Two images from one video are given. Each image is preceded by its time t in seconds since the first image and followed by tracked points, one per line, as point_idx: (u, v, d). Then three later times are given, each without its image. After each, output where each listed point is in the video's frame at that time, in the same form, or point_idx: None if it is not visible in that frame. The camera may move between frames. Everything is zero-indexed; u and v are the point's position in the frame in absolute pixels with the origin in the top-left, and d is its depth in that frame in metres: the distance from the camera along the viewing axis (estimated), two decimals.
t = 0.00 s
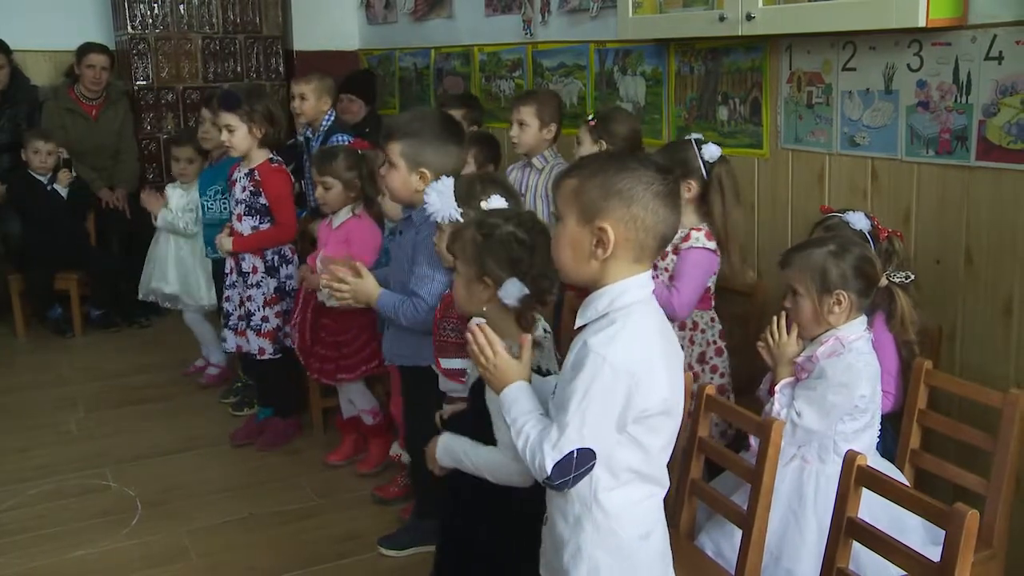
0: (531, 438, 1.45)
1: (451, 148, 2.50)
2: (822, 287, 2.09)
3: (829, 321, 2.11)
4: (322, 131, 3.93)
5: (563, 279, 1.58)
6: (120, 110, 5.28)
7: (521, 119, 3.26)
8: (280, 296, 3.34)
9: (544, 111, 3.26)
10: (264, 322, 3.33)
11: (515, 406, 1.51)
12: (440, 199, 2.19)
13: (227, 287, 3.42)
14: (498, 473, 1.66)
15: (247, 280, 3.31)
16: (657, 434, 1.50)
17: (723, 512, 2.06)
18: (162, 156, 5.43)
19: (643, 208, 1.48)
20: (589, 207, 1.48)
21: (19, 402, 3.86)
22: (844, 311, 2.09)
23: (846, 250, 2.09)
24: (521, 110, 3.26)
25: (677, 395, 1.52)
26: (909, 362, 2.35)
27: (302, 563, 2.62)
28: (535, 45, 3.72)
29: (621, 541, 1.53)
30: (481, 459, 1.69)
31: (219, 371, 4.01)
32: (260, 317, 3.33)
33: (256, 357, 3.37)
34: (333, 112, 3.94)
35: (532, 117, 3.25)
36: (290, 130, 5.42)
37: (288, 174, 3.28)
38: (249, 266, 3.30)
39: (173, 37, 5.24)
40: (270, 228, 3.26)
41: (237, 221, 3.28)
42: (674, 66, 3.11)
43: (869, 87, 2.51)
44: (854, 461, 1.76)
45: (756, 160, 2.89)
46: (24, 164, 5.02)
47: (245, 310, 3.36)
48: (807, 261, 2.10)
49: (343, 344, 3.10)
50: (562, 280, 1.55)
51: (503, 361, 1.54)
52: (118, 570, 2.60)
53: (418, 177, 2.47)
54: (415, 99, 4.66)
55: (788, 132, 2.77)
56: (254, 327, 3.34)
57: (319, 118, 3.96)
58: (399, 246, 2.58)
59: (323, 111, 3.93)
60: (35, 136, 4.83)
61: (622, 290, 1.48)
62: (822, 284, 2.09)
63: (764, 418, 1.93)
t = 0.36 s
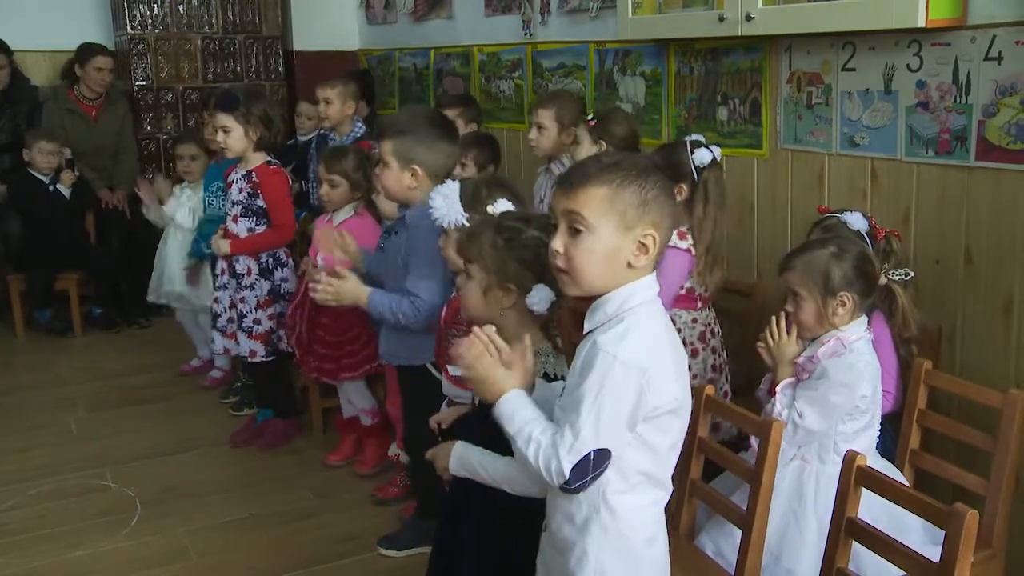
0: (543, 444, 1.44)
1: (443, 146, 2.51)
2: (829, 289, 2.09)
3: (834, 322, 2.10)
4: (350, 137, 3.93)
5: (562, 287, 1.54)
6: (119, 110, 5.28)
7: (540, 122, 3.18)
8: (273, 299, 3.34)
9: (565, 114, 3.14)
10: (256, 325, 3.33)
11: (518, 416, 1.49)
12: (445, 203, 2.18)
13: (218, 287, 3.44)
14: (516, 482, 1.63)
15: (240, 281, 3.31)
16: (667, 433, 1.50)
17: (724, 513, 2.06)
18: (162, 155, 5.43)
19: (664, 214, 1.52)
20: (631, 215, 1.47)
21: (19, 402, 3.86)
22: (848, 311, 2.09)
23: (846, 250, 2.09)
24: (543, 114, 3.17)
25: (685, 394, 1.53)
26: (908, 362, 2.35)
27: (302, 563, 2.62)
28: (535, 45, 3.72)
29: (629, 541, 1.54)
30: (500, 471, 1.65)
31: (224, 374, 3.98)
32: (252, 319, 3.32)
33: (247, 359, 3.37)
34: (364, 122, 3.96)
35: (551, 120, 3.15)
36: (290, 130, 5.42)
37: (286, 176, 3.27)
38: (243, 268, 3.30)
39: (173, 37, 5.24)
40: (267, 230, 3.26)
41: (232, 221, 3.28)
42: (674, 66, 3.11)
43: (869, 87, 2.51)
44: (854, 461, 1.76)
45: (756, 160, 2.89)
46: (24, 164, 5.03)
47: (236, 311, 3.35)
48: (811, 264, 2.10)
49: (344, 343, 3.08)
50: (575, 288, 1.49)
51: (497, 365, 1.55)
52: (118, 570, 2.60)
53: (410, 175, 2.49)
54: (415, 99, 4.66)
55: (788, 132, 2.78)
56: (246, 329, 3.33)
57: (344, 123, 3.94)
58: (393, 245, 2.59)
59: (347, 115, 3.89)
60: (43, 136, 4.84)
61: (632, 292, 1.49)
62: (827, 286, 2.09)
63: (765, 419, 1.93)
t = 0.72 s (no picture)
0: (542, 441, 1.44)
1: (431, 138, 2.51)
2: (831, 290, 2.08)
3: (840, 322, 2.10)
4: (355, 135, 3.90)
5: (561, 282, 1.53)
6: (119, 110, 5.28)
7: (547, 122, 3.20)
8: (261, 298, 3.34)
9: (570, 112, 3.19)
10: (243, 324, 3.33)
11: (519, 411, 1.50)
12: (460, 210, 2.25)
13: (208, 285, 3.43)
14: (506, 478, 1.66)
15: (229, 281, 3.31)
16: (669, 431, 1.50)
17: (725, 514, 2.06)
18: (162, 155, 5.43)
19: (666, 212, 1.51)
20: (635, 212, 1.47)
21: (19, 402, 3.86)
22: (854, 311, 2.09)
23: (844, 252, 2.10)
24: (550, 113, 3.19)
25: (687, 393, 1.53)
26: (908, 362, 2.35)
27: (302, 563, 2.62)
28: (535, 45, 3.72)
29: (630, 540, 1.54)
30: (488, 465, 1.69)
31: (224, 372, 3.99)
32: (240, 318, 3.33)
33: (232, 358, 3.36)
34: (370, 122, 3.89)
35: (557, 118, 3.19)
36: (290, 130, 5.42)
37: (279, 176, 3.27)
38: (233, 267, 3.30)
39: (173, 37, 5.24)
40: (259, 229, 3.27)
41: (224, 220, 3.27)
42: (674, 66, 3.11)
43: (868, 87, 2.51)
44: (853, 461, 1.76)
45: (756, 160, 2.89)
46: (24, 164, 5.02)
47: (225, 310, 3.35)
48: (812, 267, 2.09)
49: (359, 348, 3.05)
50: (578, 286, 1.49)
51: (496, 364, 1.53)
52: (117, 570, 2.60)
53: (400, 166, 2.49)
54: (415, 99, 4.66)
55: (788, 132, 2.78)
56: (234, 328, 3.33)
57: (351, 122, 3.93)
58: (383, 238, 2.61)
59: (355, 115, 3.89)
60: (42, 138, 4.83)
61: (634, 290, 1.49)
62: (829, 289, 2.08)
63: (766, 419, 1.94)
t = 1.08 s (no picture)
0: (535, 438, 1.43)
1: (436, 143, 2.50)
2: (824, 296, 2.09)
3: (835, 326, 2.11)
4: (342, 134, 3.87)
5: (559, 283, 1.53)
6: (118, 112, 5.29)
7: (526, 124, 3.28)
8: (255, 301, 3.33)
9: (551, 117, 3.25)
10: (236, 327, 3.29)
11: (515, 409, 1.48)
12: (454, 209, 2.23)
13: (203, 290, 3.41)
14: (494, 455, 1.65)
15: (223, 283, 3.29)
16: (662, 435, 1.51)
17: (724, 515, 2.06)
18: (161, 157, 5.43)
19: (665, 215, 1.51)
20: (630, 212, 1.47)
21: (17, 404, 3.86)
22: (848, 314, 2.10)
23: (832, 255, 2.09)
24: (527, 114, 3.27)
25: (682, 398, 1.54)
26: (907, 364, 2.35)
27: (301, 564, 2.62)
28: (534, 47, 3.72)
29: (621, 542, 1.54)
30: (481, 446, 1.67)
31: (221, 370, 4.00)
32: (234, 321, 3.29)
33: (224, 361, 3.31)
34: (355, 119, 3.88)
35: (537, 122, 3.25)
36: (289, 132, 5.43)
37: (274, 178, 3.28)
38: (227, 269, 3.28)
39: (173, 39, 5.24)
40: (255, 231, 3.27)
41: (219, 223, 3.27)
42: (673, 67, 3.12)
43: (867, 89, 2.51)
44: (852, 463, 1.76)
45: (755, 161, 2.89)
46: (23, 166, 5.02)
47: (219, 313, 3.33)
48: (801, 275, 2.09)
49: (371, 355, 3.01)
50: (570, 284, 1.50)
51: (494, 365, 1.53)
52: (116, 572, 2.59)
53: (408, 176, 2.49)
54: (413, 101, 4.67)
55: (787, 133, 2.77)
56: (226, 331, 3.30)
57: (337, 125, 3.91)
58: (393, 245, 2.60)
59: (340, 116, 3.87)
60: (40, 138, 4.84)
61: (633, 291, 1.49)
62: (821, 294, 2.09)
63: (766, 419, 1.94)
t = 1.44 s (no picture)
0: (535, 451, 1.45)
1: (433, 153, 2.50)
2: (809, 299, 2.09)
3: (824, 327, 2.11)
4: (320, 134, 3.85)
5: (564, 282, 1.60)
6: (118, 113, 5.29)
7: (535, 125, 3.27)
8: (256, 306, 3.32)
9: (559, 118, 3.25)
10: (238, 331, 3.29)
11: (519, 420, 1.51)
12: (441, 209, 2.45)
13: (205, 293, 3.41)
14: (492, 453, 1.66)
15: (226, 287, 3.30)
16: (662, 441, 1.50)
17: (724, 517, 2.06)
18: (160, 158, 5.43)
19: (649, 217, 1.49)
20: (594, 215, 1.49)
21: (16, 406, 3.86)
22: (837, 315, 2.09)
23: (817, 257, 2.08)
24: (537, 117, 3.26)
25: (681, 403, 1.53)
26: (908, 365, 2.35)
27: (300, 566, 2.62)
28: (533, 48, 3.72)
29: (625, 550, 1.54)
30: (475, 439, 1.68)
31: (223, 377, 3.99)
32: (235, 325, 3.29)
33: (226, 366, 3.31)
34: (331, 121, 3.86)
35: (545, 124, 3.25)
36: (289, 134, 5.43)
37: (275, 182, 3.28)
38: (229, 274, 3.29)
39: (172, 41, 5.23)
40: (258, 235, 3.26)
41: (221, 227, 3.27)
42: (672, 69, 3.12)
43: (866, 90, 2.51)
44: (852, 465, 1.76)
45: (754, 163, 2.89)
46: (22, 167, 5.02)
47: (220, 316, 3.33)
48: (787, 278, 2.09)
49: (368, 354, 3.03)
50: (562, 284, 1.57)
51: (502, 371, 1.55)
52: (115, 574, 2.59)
53: (407, 188, 2.49)
54: (413, 102, 4.67)
55: (787, 135, 2.77)
56: (228, 335, 3.30)
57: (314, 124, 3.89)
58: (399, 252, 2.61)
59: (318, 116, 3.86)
60: (38, 141, 4.85)
61: (623, 298, 1.50)
62: (808, 296, 2.09)
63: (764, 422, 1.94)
